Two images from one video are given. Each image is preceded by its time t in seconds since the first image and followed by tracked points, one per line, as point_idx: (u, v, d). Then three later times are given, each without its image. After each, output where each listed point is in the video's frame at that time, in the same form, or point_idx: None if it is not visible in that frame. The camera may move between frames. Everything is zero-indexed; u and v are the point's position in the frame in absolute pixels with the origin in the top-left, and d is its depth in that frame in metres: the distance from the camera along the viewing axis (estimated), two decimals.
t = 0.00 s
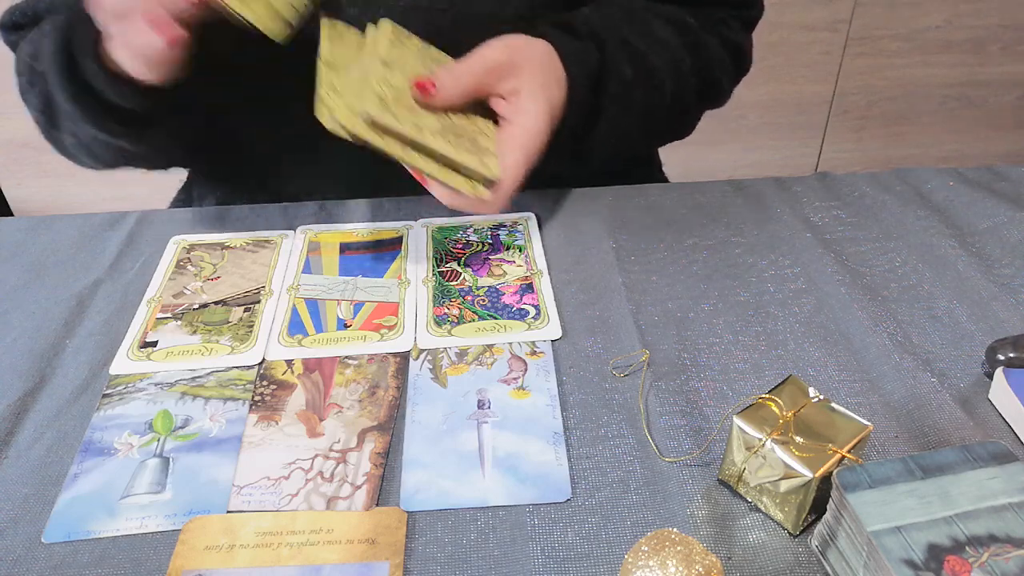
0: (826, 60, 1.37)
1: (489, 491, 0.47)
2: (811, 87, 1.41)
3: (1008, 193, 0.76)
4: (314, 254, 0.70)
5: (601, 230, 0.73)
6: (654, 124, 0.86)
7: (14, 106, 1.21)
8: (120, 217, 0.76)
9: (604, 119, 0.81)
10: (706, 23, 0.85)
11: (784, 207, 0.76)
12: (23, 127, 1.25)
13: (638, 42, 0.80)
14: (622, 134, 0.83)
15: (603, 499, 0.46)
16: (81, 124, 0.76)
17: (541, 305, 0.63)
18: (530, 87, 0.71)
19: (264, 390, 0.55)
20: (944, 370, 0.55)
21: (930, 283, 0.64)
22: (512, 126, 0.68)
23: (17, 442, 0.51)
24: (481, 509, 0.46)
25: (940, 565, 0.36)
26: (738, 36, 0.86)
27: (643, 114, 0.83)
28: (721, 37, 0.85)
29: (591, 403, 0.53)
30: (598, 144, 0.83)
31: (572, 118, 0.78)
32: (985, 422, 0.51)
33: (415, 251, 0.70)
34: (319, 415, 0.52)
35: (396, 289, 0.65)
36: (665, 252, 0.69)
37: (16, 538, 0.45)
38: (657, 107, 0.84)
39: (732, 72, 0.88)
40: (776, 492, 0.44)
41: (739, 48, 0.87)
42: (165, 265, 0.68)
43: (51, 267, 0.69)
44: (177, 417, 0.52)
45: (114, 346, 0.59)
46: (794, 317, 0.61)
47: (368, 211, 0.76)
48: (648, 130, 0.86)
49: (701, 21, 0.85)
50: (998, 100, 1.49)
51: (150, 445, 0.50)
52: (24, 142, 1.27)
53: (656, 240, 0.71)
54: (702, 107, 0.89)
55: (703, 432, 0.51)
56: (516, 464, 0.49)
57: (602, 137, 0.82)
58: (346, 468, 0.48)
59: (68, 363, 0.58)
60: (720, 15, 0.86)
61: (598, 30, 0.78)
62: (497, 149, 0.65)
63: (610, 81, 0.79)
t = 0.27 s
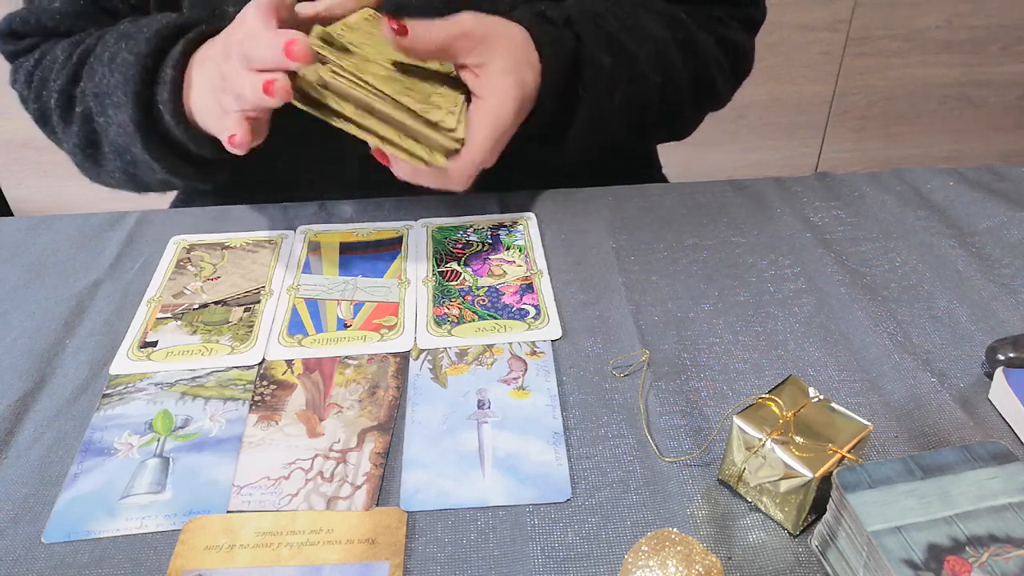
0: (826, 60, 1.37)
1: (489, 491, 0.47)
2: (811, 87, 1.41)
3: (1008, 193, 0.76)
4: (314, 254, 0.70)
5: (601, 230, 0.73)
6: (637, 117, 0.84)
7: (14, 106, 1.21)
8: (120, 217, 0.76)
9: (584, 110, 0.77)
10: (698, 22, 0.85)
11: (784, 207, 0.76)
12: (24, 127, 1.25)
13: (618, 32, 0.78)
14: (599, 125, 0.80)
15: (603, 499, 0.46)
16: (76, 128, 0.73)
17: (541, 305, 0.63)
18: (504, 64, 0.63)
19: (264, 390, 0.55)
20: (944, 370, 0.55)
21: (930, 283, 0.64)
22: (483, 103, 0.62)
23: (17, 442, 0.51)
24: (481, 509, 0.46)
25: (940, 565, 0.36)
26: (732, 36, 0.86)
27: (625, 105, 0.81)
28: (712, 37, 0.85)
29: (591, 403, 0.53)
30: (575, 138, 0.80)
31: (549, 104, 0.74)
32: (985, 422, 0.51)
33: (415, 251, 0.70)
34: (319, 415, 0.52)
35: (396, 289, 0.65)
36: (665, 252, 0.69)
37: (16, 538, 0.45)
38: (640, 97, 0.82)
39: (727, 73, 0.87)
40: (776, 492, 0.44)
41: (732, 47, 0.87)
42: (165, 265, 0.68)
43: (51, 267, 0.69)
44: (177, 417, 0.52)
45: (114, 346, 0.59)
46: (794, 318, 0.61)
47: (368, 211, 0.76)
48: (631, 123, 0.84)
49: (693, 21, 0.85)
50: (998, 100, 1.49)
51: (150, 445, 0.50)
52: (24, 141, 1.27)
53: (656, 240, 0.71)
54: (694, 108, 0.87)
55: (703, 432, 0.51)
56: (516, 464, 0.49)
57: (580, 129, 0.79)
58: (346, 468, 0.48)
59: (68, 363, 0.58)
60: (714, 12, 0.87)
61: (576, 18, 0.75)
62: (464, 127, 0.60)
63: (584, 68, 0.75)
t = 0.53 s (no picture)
0: (826, 60, 1.37)
1: (489, 491, 0.47)
2: (811, 87, 1.41)
3: (1008, 193, 0.76)
4: (314, 254, 0.70)
5: (601, 230, 0.73)
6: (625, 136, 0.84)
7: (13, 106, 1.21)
8: (120, 217, 0.76)
9: (565, 130, 0.78)
10: (693, 34, 0.86)
11: (784, 207, 0.76)
12: (23, 127, 1.25)
13: (610, 50, 0.77)
14: (587, 143, 0.80)
15: (603, 499, 0.46)
16: (95, 133, 0.72)
17: (541, 305, 0.63)
18: (482, 82, 0.64)
19: (264, 390, 0.55)
20: (944, 370, 0.55)
21: (930, 283, 0.64)
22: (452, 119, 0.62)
23: (17, 442, 0.51)
24: (481, 509, 0.46)
25: (940, 565, 0.36)
26: (728, 46, 0.87)
27: (614, 124, 0.80)
28: (706, 49, 0.85)
29: (591, 403, 0.53)
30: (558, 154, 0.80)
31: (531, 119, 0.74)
32: (985, 422, 0.51)
33: (415, 251, 0.70)
34: (319, 415, 0.52)
35: (396, 289, 0.65)
36: (665, 252, 0.69)
37: (16, 538, 0.45)
38: (629, 115, 0.81)
39: (722, 85, 0.87)
40: (776, 492, 0.44)
41: (728, 58, 0.87)
42: (165, 265, 0.68)
43: (51, 267, 0.69)
44: (177, 417, 0.52)
45: (114, 346, 0.59)
46: (794, 318, 0.61)
47: (367, 211, 0.76)
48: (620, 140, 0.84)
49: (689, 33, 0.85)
50: (998, 100, 1.49)
51: (150, 445, 0.50)
52: (24, 142, 1.27)
53: (656, 240, 0.71)
54: (686, 120, 0.87)
55: (703, 432, 0.51)
56: (516, 464, 0.49)
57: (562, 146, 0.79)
58: (346, 468, 0.48)
59: (68, 363, 0.58)
60: (711, 23, 0.87)
61: (568, 37, 0.75)
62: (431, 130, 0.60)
63: (569, 89, 0.75)
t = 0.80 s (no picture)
0: (827, 60, 1.37)
1: (489, 491, 0.47)
2: (811, 87, 1.41)
3: (1009, 193, 0.76)
4: (314, 254, 0.70)
5: (601, 230, 0.73)
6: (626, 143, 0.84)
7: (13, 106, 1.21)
8: (120, 217, 0.76)
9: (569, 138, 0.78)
10: (694, 35, 0.85)
11: (784, 206, 0.76)
12: (23, 127, 1.25)
13: (614, 59, 0.77)
14: (588, 150, 0.80)
15: (603, 499, 0.46)
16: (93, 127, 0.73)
17: (541, 305, 0.63)
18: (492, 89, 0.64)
19: (264, 390, 0.55)
20: (944, 370, 0.55)
21: (930, 283, 0.64)
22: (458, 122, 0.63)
23: (17, 442, 0.51)
24: (481, 509, 0.46)
25: (940, 565, 0.36)
26: (730, 46, 0.87)
27: (616, 131, 0.80)
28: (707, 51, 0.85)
29: (591, 403, 0.53)
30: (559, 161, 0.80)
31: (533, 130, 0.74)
32: (985, 422, 0.51)
33: (415, 251, 0.70)
34: (319, 415, 0.52)
35: (396, 289, 0.65)
36: (665, 252, 0.69)
37: (16, 538, 0.45)
38: (632, 122, 0.81)
39: (722, 85, 0.87)
40: (776, 492, 0.44)
41: (728, 57, 0.87)
42: (165, 265, 0.68)
43: (51, 268, 0.69)
44: (177, 417, 0.52)
45: (114, 346, 0.59)
46: (794, 318, 0.61)
47: (368, 211, 0.76)
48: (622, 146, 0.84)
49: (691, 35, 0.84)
50: (998, 100, 1.49)
51: (150, 445, 0.50)
52: (24, 142, 1.27)
53: (656, 240, 0.71)
54: (687, 122, 0.87)
55: (703, 432, 0.51)
56: (515, 464, 0.49)
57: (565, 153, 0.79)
58: (346, 468, 0.48)
59: (68, 363, 0.58)
60: (711, 24, 0.87)
61: (573, 47, 0.74)
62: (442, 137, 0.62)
63: (574, 100, 0.75)
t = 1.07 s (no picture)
0: (827, 60, 1.37)
1: (489, 491, 0.47)
2: (811, 87, 1.41)
3: (1009, 193, 0.76)
4: (314, 254, 0.70)
5: (601, 230, 0.73)
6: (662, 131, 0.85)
7: (13, 106, 1.21)
8: (120, 217, 0.76)
9: (616, 127, 0.80)
10: (707, 27, 0.85)
11: (784, 207, 0.76)
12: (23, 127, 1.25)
13: (648, 51, 0.79)
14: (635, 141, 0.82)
15: (602, 499, 0.46)
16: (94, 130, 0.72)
17: (541, 305, 0.63)
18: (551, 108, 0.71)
19: (264, 390, 0.55)
20: (944, 369, 0.55)
21: (930, 283, 0.64)
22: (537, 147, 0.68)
23: (17, 442, 0.51)
24: (481, 509, 0.46)
25: (940, 565, 0.36)
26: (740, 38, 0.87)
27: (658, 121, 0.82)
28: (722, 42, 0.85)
29: (591, 403, 0.53)
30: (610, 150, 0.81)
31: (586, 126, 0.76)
32: (985, 422, 0.51)
33: (415, 251, 0.70)
34: (319, 415, 0.52)
35: (396, 289, 0.65)
36: (665, 252, 0.69)
37: (16, 538, 0.45)
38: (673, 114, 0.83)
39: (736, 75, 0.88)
40: (776, 492, 0.44)
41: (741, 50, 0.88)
42: (164, 265, 0.68)
43: (51, 268, 0.69)
44: (177, 417, 0.52)
45: (114, 346, 0.59)
46: (794, 318, 0.61)
47: (368, 211, 0.76)
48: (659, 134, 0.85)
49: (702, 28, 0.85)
50: (998, 100, 1.49)
51: (150, 445, 0.50)
52: (24, 142, 1.27)
53: (656, 240, 0.71)
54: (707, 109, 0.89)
55: (703, 432, 0.51)
56: (516, 464, 0.49)
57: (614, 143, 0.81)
58: (346, 468, 0.48)
59: (68, 363, 0.58)
60: (719, 16, 0.86)
61: (613, 40, 0.78)
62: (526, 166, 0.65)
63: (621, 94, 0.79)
